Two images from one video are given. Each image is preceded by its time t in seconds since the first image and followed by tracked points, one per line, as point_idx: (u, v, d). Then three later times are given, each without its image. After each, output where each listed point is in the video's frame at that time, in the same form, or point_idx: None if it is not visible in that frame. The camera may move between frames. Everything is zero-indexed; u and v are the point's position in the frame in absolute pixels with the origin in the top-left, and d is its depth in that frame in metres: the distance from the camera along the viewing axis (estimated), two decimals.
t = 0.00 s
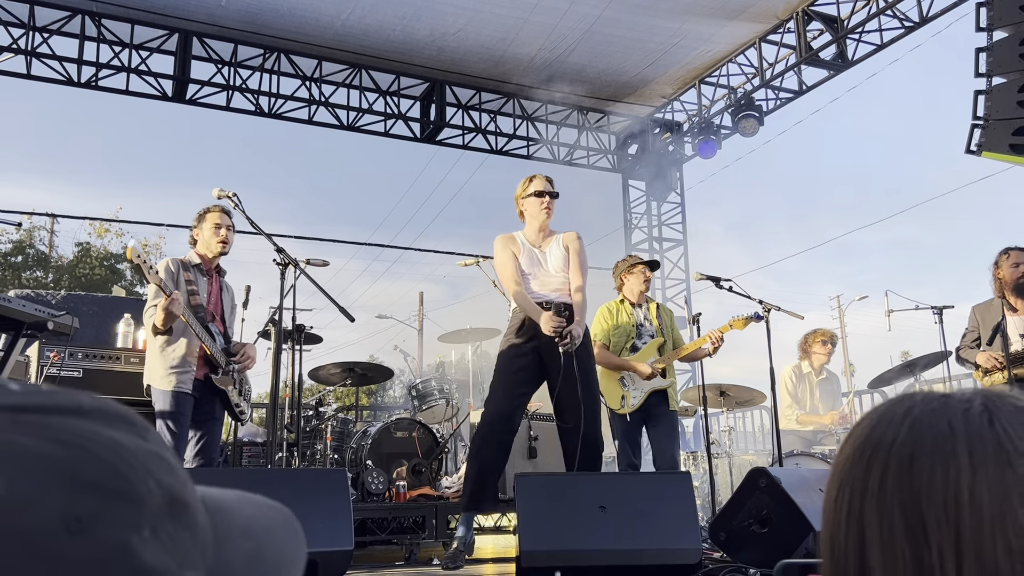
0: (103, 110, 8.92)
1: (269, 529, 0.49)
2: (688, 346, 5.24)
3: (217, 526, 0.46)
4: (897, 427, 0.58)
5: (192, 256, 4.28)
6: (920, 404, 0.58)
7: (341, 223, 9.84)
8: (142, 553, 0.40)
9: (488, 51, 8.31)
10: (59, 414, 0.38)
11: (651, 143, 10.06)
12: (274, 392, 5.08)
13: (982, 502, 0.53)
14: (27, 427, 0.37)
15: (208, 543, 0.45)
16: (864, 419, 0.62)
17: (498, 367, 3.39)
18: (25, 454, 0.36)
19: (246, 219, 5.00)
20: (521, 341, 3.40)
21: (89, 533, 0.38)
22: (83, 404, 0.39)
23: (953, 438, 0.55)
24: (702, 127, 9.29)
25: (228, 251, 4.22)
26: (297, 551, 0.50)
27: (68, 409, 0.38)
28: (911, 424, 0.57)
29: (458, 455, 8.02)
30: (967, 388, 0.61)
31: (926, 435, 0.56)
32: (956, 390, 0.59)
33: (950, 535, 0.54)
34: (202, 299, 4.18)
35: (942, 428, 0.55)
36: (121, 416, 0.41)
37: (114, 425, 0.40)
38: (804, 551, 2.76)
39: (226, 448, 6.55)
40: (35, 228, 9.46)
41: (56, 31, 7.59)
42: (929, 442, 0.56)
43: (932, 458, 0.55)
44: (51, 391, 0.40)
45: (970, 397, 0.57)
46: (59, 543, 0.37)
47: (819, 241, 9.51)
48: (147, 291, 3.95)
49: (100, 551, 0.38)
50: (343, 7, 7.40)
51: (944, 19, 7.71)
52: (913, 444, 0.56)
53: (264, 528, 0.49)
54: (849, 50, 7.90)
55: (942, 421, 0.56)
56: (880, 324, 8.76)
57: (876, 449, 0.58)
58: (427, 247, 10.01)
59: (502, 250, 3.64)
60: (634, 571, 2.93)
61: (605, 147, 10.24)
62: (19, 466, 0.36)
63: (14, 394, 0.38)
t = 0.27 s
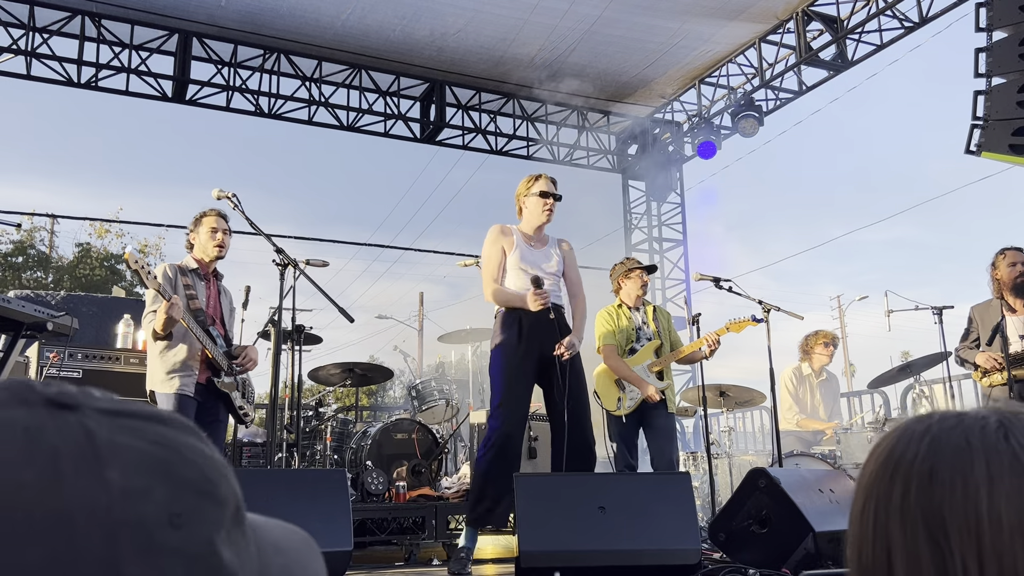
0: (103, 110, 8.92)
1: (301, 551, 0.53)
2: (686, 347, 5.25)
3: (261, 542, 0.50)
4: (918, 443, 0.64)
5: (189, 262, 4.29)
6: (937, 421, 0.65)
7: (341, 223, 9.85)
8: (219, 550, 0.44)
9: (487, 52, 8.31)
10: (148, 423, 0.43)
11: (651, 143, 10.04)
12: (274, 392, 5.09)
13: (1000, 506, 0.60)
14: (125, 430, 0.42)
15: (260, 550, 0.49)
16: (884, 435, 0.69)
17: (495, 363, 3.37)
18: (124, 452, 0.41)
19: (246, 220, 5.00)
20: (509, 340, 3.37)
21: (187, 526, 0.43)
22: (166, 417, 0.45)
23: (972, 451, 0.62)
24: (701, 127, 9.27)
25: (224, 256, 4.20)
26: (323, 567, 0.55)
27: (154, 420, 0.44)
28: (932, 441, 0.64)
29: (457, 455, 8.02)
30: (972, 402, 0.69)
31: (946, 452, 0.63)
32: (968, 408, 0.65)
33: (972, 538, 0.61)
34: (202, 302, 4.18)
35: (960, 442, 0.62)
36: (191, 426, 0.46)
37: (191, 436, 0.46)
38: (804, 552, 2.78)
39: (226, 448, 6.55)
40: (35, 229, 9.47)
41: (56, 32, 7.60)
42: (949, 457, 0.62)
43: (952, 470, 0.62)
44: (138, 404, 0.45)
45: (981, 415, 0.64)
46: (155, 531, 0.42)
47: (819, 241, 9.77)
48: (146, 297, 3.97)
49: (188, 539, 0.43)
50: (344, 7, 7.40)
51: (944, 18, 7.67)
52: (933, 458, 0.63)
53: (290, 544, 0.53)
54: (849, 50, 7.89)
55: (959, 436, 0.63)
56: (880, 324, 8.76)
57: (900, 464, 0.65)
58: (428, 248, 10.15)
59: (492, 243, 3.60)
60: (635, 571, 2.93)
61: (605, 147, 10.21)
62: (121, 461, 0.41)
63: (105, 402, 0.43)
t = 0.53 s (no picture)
0: (102, 111, 8.93)
1: (311, 530, 0.57)
2: (687, 346, 5.26)
3: (289, 528, 0.54)
4: (914, 439, 0.63)
5: (188, 263, 4.27)
6: (932, 415, 0.63)
7: (341, 224, 9.85)
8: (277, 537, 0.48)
9: (487, 52, 8.31)
10: (201, 425, 0.46)
11: (651, 144, 10.03)
12: (273, 392, 5.09)
13: (1002, 504, 0.58)
14: (193, 432, 0.44)
15: (291, 534, 0.53)
16: (879, 431, 0.67)
17: (474, 373, 3.30)
18: (206, 456, 0.43)
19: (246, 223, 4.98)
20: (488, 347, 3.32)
21: (258, 524, 0.46)
22: (215, 422, 0.47)
23: (971, 445, 0.60)
24: (701, 128, 9.26)
25: (224, 258, 4.21)
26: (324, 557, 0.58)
27: (206, 423, 0.46)
28: (929, 435, 0.62)
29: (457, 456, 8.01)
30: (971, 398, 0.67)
31: (943, 445, 0.61)
32: (966, 403, 0.64)
33: (974, 536, 0.59)
34: (202, 304, 4.17)
35: (959, 437, 0.61)
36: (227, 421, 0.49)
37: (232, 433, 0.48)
38: (804, 552, 2.79)
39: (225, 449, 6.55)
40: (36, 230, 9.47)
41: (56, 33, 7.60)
42: (946, 451, 0.61)
43: (951, 466, 0.60)
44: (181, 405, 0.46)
45: (980, 408, 0.62)
46: (238, 532, 0.44)
47: (818, 242, 9.84)
48: (146, 297, 3.96)
49: (264, 531, 0.46)
50: (343, 8, 7.41)
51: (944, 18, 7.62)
52: (931, 453, 0.61)
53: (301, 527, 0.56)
54: (849, 50, 7.88)
55: (958, 430, 0.61)
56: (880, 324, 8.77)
57: (896, 460, 0.63)
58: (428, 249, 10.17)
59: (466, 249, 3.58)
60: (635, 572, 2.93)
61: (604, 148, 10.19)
62: (204, 466, 0.43)
63: (162, 406, 0.45)
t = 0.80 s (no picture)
0: (101, 112, 8.92)
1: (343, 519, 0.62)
2: (688, 346, 5.27)
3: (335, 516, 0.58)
4: (881, 414, 0.72)
5: (192, 258, 4.28)
6: (901, 393, 0.73)
7: (340, 225, 9.85)
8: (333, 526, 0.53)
9: (487, 54, 8.32)
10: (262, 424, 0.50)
11: (650, 145, 10.03)
12: (273, 393, 5.08)
13: (958, 476, 0.68)
14: (260, 432, 0.49)
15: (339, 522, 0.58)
16: (849, 406, 0.76)
17: (468, 370, 3.29)
18: (279, 455, 0.48)
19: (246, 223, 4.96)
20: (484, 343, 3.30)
21: (320, 523, 0.50)
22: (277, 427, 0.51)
23: (935, 423, 0.69)
24: (701, 129, 9.26)
25: (229, 254, 4.22)
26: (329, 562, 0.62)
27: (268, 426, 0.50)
28: (895, 411, 0.72)
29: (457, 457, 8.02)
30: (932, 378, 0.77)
31: (907, 422, 0.70)
32: (931, 383, 0.74)
33: (927, 505, 0.68)
34: (202, 301, 4.17)
35: (925, 414, 0.70)
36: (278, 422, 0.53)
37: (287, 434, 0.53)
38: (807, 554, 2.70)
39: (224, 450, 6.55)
40: (34, 231, 9.46)
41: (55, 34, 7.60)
42: (911, 429, 0.70)
43: (915, 443, 0.69)
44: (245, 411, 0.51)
45: (944, 389, 0.72)
46: (311, 526, 0.49)
47: (819, 242, 9.93)
48: (147, 291, 3.94)
49: (326, 527, 0.51)
50: (343, 9, 7.40)
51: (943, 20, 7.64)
52: (896, 429, 0.71)
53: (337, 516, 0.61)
54: (848, 52, 7.89)
55: (924, 408, 0.71)
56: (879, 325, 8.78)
57: (861, 435, 0.72)
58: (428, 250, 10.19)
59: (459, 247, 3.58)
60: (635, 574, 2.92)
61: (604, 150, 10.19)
62: (280, 465, 0.47)
63: (229, 406, 0.48)
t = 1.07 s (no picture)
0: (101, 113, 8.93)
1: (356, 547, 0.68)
2: (687, 351, 5.28)
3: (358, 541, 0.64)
4: (826, 438, 0.75)
5: (190, 262, 4.27)
6: (847, 418, 0.76)
7: (340, 227, 9.86)
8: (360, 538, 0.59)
9: (486, 56, 8.34)
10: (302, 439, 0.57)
11: (650, 146, 10.02)
12: (273, 394, 5.09)
13: (900, 498, 0.70)
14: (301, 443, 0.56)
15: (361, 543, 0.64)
16: (797, 432, 0.79)
17: (489, 369, 3.34)
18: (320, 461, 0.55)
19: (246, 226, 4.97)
20: (516, 345, 3.33)
21: (349, 531, 0.56)
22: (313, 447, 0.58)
23: (879, 445, 0.73)
24: (701, 131, 9.25)
25: (228, 258, 4.22)
26: None
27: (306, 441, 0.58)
28: (839, 435, 0.75)
29: (456, 459, 8.02)
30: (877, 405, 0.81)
31: (852, 446, 0.73)
32: (875, 409, 0.77)
33: (870, 525, 0.71)
34: (201, 303, 4.17)
35: (870, 436, 0.73)
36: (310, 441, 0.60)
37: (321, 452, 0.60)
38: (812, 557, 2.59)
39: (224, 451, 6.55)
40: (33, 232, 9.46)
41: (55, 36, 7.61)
42: (853, 452, 0.73)
43: (858, 467, 0.72)
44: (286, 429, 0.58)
45: (888, 414, 0.76)
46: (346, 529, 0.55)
47: (819, 244, 9.74)
48: (145, 296, 3.94)
49: (355, 533, 0.57)
50: (342, 11, 7.41)
51: (942, 23, 7.66)
52: (841, 451, 0.73)
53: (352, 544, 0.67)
54: (847, 54, 7.90)
55: (870, 430, 0.74)
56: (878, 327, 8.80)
57: (808, 456, 0.75)
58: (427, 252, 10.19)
59: (487, 252, 3.62)
60: None
61: (603, 151, 10.19)
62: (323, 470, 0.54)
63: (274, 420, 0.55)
